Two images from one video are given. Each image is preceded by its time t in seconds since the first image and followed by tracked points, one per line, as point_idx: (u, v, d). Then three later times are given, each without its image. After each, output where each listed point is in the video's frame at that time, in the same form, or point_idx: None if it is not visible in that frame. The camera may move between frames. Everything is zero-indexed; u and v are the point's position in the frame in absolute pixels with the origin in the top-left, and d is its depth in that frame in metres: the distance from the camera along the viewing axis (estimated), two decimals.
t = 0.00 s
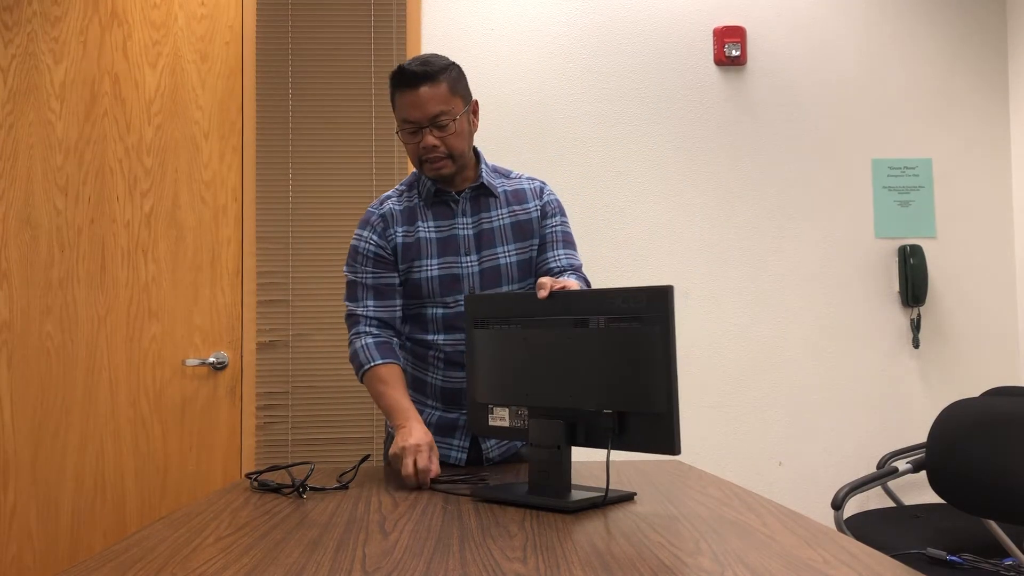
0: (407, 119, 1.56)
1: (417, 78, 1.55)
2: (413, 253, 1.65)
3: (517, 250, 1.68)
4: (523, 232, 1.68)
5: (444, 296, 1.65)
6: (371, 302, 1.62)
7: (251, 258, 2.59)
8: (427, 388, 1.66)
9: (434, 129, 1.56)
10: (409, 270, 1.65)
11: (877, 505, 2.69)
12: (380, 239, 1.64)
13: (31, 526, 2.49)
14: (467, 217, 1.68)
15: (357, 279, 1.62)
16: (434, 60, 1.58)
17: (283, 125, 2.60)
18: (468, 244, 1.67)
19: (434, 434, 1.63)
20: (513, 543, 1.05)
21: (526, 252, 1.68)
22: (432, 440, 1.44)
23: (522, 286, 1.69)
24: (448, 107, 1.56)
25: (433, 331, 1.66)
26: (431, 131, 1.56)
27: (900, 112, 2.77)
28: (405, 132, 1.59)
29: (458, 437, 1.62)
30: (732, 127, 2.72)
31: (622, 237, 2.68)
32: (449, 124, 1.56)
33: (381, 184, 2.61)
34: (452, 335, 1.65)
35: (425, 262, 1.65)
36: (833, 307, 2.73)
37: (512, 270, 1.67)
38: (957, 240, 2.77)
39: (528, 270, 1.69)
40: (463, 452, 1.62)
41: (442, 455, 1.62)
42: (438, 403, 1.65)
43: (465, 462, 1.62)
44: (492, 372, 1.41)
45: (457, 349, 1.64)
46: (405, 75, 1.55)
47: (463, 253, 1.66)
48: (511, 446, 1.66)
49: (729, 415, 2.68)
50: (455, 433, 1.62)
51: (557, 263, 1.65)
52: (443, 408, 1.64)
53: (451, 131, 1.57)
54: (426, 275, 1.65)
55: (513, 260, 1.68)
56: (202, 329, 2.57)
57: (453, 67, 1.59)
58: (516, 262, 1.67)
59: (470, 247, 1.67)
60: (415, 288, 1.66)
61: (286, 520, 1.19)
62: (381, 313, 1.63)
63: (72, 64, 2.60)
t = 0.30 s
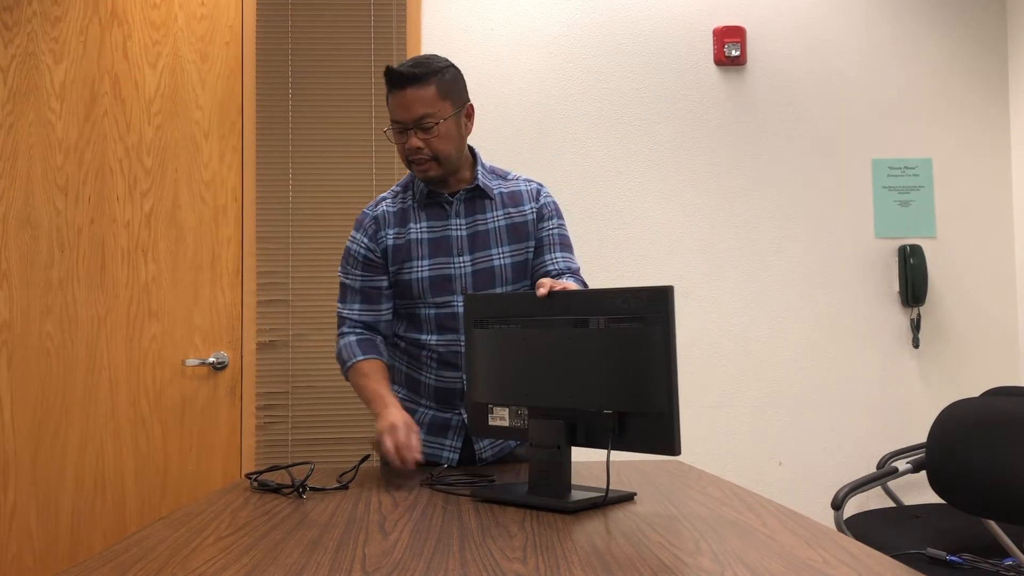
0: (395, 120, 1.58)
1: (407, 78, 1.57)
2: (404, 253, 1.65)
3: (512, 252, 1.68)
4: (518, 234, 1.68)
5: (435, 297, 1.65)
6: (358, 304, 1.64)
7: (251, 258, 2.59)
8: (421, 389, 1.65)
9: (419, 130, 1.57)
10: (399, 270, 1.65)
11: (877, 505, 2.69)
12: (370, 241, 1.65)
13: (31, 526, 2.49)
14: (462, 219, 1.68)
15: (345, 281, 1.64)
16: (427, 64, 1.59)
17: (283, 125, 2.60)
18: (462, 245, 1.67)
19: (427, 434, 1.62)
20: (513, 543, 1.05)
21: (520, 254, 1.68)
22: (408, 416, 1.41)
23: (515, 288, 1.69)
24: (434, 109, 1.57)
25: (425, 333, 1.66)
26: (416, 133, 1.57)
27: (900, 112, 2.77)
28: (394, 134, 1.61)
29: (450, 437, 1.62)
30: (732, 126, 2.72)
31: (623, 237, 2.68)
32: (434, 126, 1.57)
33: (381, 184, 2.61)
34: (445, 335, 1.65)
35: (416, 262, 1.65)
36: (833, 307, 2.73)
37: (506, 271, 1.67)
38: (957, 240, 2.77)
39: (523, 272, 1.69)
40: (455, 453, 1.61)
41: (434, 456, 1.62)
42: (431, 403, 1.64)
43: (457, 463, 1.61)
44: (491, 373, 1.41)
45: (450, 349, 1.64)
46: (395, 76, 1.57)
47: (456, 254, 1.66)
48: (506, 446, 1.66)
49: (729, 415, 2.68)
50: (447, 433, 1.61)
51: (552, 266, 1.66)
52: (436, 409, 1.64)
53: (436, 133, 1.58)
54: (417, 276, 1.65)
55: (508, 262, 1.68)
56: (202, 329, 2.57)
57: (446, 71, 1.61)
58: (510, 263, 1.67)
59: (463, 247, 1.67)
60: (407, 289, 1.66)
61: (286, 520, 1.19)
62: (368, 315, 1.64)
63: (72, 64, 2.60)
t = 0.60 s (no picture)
0: (400, 101, 1.60)
1: (414, 62, 1.60)
2: (397, 253, 1.65)
3: (508, 253, 1.69)
4: (514, 235, 1.69)
5: (430, 297, 1.65)
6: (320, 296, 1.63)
7: (252, 258, 2.61)
8: (418, 391, 1.65)
9: (424, 112, 1.59)
10: (390, 270, 1.65)
11: (877, 505, 2.69)
12: (354, 240, 1.65)
13: (31, 525, 2.49)
14: (456, 219, 1.69)
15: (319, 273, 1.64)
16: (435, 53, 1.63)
17: (284, 126, 2.62)
18: (457, 246, 1.68)
19: (424, 435, 1.62)
20: (513, 543, 1.05)
21: (516, 255, 1.70)
22: (301, 419, 1.38)
23: (509, 289, 1.70)
24: (442, 92, 1.59)
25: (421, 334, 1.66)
26: (421, 113, 1.59)
27: (900, 112, 2.77)
28: (397, 115, 1.61)
29: (448, 439, 1.62)
30: (732, 126, 2.72)
31: (622, 237, 2.68)
32: (441, 108, 1.59)
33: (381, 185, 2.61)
34: (441, 336, 1.65)
35: (411, 263, 1.65)
36: (833, 307, 2.73)
37: (503, 272, 1.69)
38: (957, 240, 2.77)
39: (519, 272, 1.70)
40: (452, 453, 1.61)
41: (432, 458, 1.62)
42: (429, 404, 1.64)
43: (454, 463, 1.62)
44: (490, 372, 1.40)
45: (446, 350, 1.64)
46: (403, 59, 1.60)
47: (451, 254, 1.67)
48: (504, 445, 1.66)
49: (729, 414, 2.68)
50: (445, 434, 1.62)
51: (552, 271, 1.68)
52: (434, 410, 1.64)
53: (442, 115, 1.59)
54: (411, 276, 1.65)
55: (504, 262, 1.69)
56: (202, 329, 2.57)
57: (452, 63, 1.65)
58: (507, 264, 1.68)
59: (458, 247, 1.68)
60: (401, 289, 1.66)
61: (286, 520, 1.19)
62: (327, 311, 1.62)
63: (72, 64, 2.60)
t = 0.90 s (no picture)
0: (402, 86, 1.64)
1: (415, 52, 1.66)
2: (395, 251, 1.65)
3: (505, 253, 1.71)
4: (510, 236, 1.72)
5: (428, 295, 1.65)
6: (318, 298, 1.62)
7: (251, 258, 2.60)
8: (413, 391, 1.65)
9: (426, 96, 1.63)
10: (387, 268, 1.64)
11: (877, 505, 2.69)
12: (351, 238, 1.63)
13: (31, 526, 2.49)
14: (453, 219, 1.70)
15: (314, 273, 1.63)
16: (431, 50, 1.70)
17: (283, 126, 2.61)
18: (454, 244, 1.69)
19: (420, 437, 1.62)
20: (513, 543, 1.05)
21: (513, 255, 1.72)
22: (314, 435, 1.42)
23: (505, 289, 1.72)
24: (442, 79, 1.65)
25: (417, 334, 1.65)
26: (422, 97, 1.63)
27: (900, 112, 2.77)
28: (397, 102, 1.65)
29: (443, 440, 1.62)
30: (732, 127, 2.72)
31: (622, 237, 2.68)
32: (441, 94, 1.64)
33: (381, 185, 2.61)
34: (438, 334, 1.65)
35: (409, 261, 1.65)
36: (833, 307, 2.73)
37: (500, 271, 1.70)
38: (957, 240, 2.77)
39: (514, 273, 1.72)
40: (449, 453, 1.61)
41: (428, 459, 1.61)
42: (424, 405, 1.65)
43: (451, 463, 1.61)
44: (490, 372, 1.40)
45: (443, 349, 1.64)
46: (404, 49, 1.66)
47: (449, 252, 1.68)
48: (499, 445, 1.65)
49: (729, 414, 2.68)
50: (441, 435, 1.62)
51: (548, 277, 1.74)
52: (429, 411, 1.64)
53: (443, 100, 1.64)
54: (409, 274, 1.65)
55: (502, 261, 1.70)
56: (202, 329, 2.57)
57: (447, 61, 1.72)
58: (504, 263, 1.70)
59: (456, 246, 1.69)
60: (398, 288, 1.65)
61: (286, 520, 1.19)
62: (325, 312, 1.61)
63: (72, 64, 2.59)
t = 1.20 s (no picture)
0: (400, 109, 1.62)
1: (413, 72, 1.62)
2: (394, 250, 1.65)
3: (503, 256, 1.71)
4: (508, 240, 1.71)
5: (426, 294, 1.65)
6: (323, 297, 1.63)
7: (251, 258, 2.59)
8: (409, 390, 1.65)
9: (424, 120, 1.61)
10: (386, 266, 1.64)
11: (878, 505, 2.69)
12: (352, 236, 1.63)
13: (31, 525, 2.49)
14: (453, 220, 1.70)
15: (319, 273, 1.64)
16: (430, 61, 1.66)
17: (284, 126, 2.60)
18: (454, 245, 1.68)
19: (415, 434, 1.62)
20: (513, 543, 1.05)
21: (511, 258, 1.71)
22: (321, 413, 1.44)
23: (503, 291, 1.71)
24: (440, 100, 1.62)
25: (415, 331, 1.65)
26: (421, 121, 1.61)
27: (900, 112, 2.77)
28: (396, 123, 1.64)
29: (438, 438, 1.62)
30: (732, 127, 2.71)
31: (622, 237, 2.68)
32: (439, 117, 1.62)
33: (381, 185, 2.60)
34: (435, 332, 1.65)
35: (408, 259, 1.65)
36: (833, 306, 2.73)
37: (498, 273, 1.70)
38: (957, 240, 2.77)
39: (512, 276, 1.72)
40: (443, 452, 1.62)
41: (421, 457, 1.62)
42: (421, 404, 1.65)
43: (445, 460, 1.62)
44: (490, 372, 1.40)
45: (439, 346, 1.64)
46: (402, 68, 1.62)
47: (447, 252, 1.68)
48: (494, 445, 1.67)
49: (729, 414, 2.68)
50: (435, 432, 1.62)
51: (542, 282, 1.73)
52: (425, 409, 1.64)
53: (441, 123, 1.62)
54: (407, 272, 1.65)
55: (499, 264, 1.70)
56: (202, 329, 2.57)
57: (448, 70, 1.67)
58: (502, 265, 1.70)
59: (455, 247, 1.68)
60: (396, 286, 1.65)
61: (286, 520, 1.19)
62: (331, 311, 1.63)
63: (72, 65, 2.60)
